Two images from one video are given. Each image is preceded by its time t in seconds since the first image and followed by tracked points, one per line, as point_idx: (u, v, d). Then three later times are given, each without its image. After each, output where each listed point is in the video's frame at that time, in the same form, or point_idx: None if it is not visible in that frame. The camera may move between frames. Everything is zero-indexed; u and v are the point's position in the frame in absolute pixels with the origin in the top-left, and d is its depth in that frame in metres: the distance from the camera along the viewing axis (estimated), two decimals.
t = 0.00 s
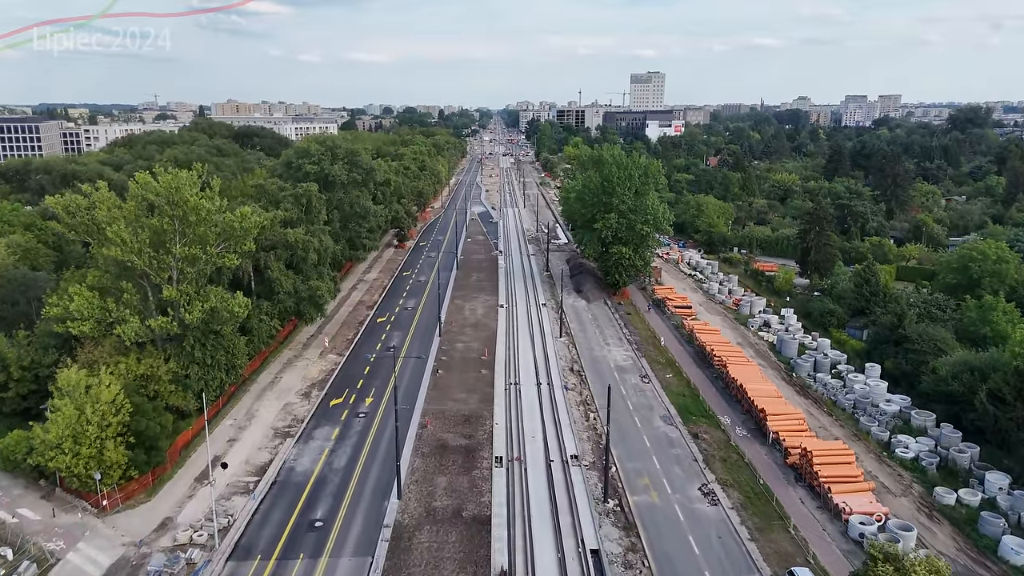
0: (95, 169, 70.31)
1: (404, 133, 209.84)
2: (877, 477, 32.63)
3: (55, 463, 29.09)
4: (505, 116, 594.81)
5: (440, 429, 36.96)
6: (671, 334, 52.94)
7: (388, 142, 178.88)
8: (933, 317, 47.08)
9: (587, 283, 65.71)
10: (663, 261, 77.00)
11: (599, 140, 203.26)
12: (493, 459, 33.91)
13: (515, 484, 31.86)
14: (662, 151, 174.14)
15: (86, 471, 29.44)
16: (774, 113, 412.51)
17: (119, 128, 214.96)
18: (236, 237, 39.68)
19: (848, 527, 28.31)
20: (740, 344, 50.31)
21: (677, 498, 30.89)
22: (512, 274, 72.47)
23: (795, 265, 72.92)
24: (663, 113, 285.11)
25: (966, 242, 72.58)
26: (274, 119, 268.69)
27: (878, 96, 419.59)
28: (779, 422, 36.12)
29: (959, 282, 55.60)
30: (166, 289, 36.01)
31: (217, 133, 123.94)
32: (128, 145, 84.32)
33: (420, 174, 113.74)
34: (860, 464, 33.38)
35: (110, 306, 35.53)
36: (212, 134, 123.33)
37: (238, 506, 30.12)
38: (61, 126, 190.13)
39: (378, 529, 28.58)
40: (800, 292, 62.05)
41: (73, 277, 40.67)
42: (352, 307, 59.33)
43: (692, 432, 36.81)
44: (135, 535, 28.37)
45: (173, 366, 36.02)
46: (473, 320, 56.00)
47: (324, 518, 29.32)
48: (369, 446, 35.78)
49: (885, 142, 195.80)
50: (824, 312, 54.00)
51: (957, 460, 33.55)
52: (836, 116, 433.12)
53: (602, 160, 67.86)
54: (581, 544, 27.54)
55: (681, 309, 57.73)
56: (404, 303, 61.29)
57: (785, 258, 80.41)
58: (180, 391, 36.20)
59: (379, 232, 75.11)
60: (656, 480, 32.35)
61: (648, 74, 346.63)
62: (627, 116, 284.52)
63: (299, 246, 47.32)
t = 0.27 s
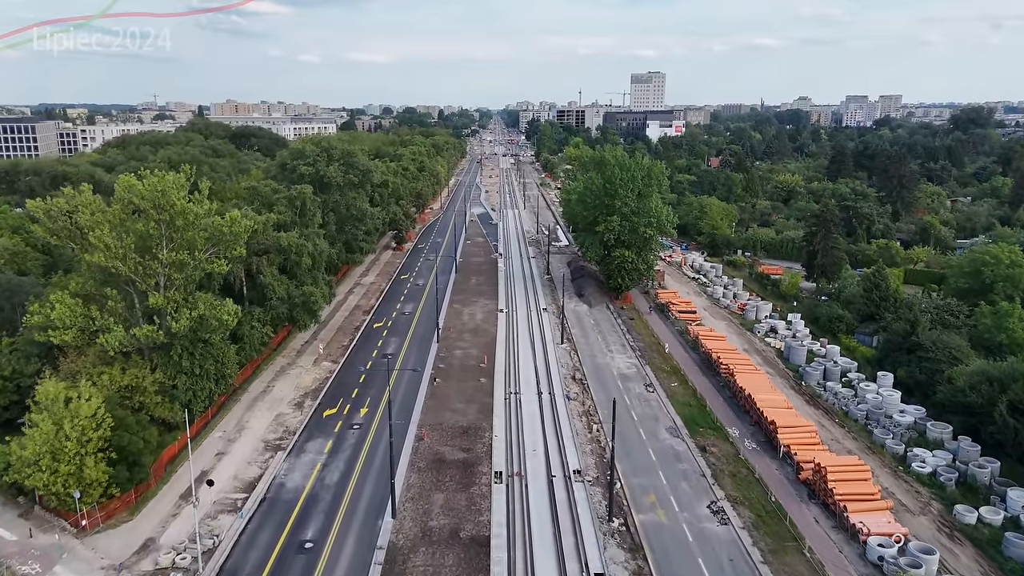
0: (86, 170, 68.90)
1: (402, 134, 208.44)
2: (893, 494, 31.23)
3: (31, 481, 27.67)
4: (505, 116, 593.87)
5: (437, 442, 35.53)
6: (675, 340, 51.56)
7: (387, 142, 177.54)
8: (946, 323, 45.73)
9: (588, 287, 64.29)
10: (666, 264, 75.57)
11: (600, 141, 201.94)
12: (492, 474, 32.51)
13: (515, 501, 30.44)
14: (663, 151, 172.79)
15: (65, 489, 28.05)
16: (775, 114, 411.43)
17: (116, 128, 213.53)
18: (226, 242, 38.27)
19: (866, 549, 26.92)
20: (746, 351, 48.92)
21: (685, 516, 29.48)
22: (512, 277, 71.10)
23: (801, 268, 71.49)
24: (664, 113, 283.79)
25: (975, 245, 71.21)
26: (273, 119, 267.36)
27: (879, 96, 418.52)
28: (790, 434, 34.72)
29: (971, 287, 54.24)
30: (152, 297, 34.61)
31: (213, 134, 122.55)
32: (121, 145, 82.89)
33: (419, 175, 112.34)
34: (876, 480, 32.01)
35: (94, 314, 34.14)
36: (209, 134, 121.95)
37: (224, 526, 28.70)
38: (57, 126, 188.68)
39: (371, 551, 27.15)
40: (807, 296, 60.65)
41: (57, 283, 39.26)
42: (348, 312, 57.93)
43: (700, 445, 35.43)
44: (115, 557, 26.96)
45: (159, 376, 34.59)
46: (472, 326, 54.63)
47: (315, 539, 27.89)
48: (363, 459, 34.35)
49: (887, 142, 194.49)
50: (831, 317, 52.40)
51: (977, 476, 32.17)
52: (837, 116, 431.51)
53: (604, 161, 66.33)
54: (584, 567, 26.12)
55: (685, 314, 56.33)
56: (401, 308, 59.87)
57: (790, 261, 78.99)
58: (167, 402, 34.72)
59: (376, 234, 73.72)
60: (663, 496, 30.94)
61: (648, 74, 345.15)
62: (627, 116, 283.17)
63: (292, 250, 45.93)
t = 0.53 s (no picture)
0: (77, 171, 67.43)
1: (401, 134, 207.06)
2: (911, 513, 29.83)
3: (6, 501, 26.23)
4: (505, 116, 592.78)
5: (434, 456, 34.10)
6: (680, 346, 50.14)
7: (385, 142, 176.13)
8: (960, 330, 44.33)
9: (590, 291, 62.87)
10: (669, 267, 74.15)
11: (600, 141, 200.55)
12: (491, 491, 31.08)
13: (515, 520, 29.01)
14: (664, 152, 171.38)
15: (42, 509, 26.61)
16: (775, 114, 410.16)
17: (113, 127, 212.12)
18: (214, 247, 36.77)
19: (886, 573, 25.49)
20: (753, 358, 47.51)
21: (694, 537, 28.05)
22: (512, 280, 69.68)
23: (807, 272, 70.05)
24: (664, 113, 282.36)
25: (985, 248, 69.76)
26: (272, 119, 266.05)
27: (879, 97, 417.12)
28: (803, 448, 33.28)
29: (983, 292, 52.81)
30: (136, 304, 33.17)
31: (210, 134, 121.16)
32: (114, 146, 81.44)
33: (418, 175, 110.90)
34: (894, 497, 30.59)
35: (76, 322, 32.70)
36: (205, 134, 120.56)
37: (209, 548, 27.28)
38: (53, 126, 187.23)
39: None
40: (814, 300, 59.22)
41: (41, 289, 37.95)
42: (344, 317, 56.52)
43: (708, 458, 34.00)
44: None
45: (144, 387, 33.13)
46: (472, 331, 53.20)
47: (304, 562, 26.45)
48: (356, 474, 32.87)
49: (890, 142, 193.05)
50: (841, 323, 51.05)
51: (999, 493, 30.76)
52: (838, 116, 429.84)
53: (606, 161, 64.76)
54: None
55: (690, 319, 54.90)
56: (399, 313, 58.46)
57: (795, 263, 77.56)
58: (152, 414, 33.20)
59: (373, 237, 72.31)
60: (670, 515, 29.51)
61: (649, 74, 343.68)
62: (628, 116, 281.75)
63: (285, 254, 44.49)
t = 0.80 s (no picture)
0: (68, 172, 66.03)
1: (401, 134, 205.72)
2: (932, 533, 28.44)
3: None
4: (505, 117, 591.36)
5: (432, 471, 32.68)
6: (686, 353, 48.72)
7: (384, 142, 174.72)
8: (975, 337, 42.91)
9: (592, 295, 61.45)
10: (673, 270, 72.73)
11: (601, 141, 199.34)
12: (491, 509, 29.66)
13: (516, 542, 27.57)
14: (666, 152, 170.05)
15: (16, 531, 25.15)
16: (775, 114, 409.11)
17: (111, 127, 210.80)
18: (203, 254, 35.33)
19: None
20: (761, 366, 46.13)
21: (704, 559, 26.64)
22: (512, 283, 68.27)
23: (814, 275, 68.63)
24: (665, 113, 281.11)
25: (995, 251, 68.38)
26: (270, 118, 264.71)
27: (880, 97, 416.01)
28: (817, 463, 31.85)
29: (997, 297, 51.39)
30: (121, 313, 31.72)
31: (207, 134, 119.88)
32: (107, 147, 80.07)
33: (417, 176, 109.49)
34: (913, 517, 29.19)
35: (57, 331, 31.25)
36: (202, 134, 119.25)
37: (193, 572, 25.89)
38: (50, 126, 185.99)
39: None
40: (822, 305, 57.82)
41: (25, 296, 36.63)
42: (340, 323, 55.14)
43: (717, 474, 32.59)
44: None
45: (129, 399, 31.69)
46: (471, 338, 51.81)
47: None
48: (350, 491, 31.43)
49: (893, 142, 191.78)
50: (850, 329, 49.68)
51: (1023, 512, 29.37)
52: (839, 116, 428.12)
53: (609, 162, 63.27)
54: None
55: (695, 325, 53.48)
56: (396, 318, 57.09)
57: (801, 266, 76.15)
58: (138, 428, 31.75)
59: (371, 239, 70.91)
60: (679, 535, 28.11)
61: (649, 73, 342.21)
62: (628, 116, 280.31)
63: (278, 259, 43.12)
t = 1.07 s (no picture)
0: (59, 174, 64.69)
1: (400, 134, 204.42)
2: (955, 555, 27.07)
3: None
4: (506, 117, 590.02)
5: (429, 487, 31.32)
6: (691, 360, 47.34)
7: (384, 142, 173.45)
8: (991, 344, 41.43)
9: (595, 299, 60.03)
10: (677, 273, 71.33)
11: (602, 142, 197.98)
12: (491, 529, 28.27)
13: (518, 564, 26.16)
14: (667, 153, 168.68)
15: None
16: (777, 114, 407.71)
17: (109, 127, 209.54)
18: (191, 261, 33.80)
19: None
20: (769, 374, 44.73)
21: None
22: (513, 287, 66.89)
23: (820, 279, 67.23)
24: (666, 113, 279.68)
25: (1006, 254, 66.97)
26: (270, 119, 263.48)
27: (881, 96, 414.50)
28: (832, 479, 30.44)
29: (1011, 302, 49.97)
30: (104, 323, 30.33)
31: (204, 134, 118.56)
32: (100, 147, 78.75)
33: (416, 177, 108.14)
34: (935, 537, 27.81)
35: (38, 342, 29.82)
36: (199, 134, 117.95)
37: None
38: (47, 125, 184.71)
39: None
40: (830, 310, 56.43)
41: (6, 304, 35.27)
42: (336, 329, 53.75)
43: (727, 490, 31.19)
44: None
45: (112, 413, 30.23)
46: (470, 344, 50.44)
47: None
48: (344, 509, 30.02)
49: (896, 142, 190.35)
50: (861, 335, 48.23)
51: None
52: (841, 116, 426.57)
53: (613, 163, 61.79)
54: None
55: (701, 330, 52.08)
56: (394, 323, 55.71)
57: (807, 269, 74.75)
58: (122, 442, 30.44)
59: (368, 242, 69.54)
60: (688, 557, 26.72)
61: (650, 73, 340.84)
62: (629, 116, 278.95)
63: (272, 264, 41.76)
